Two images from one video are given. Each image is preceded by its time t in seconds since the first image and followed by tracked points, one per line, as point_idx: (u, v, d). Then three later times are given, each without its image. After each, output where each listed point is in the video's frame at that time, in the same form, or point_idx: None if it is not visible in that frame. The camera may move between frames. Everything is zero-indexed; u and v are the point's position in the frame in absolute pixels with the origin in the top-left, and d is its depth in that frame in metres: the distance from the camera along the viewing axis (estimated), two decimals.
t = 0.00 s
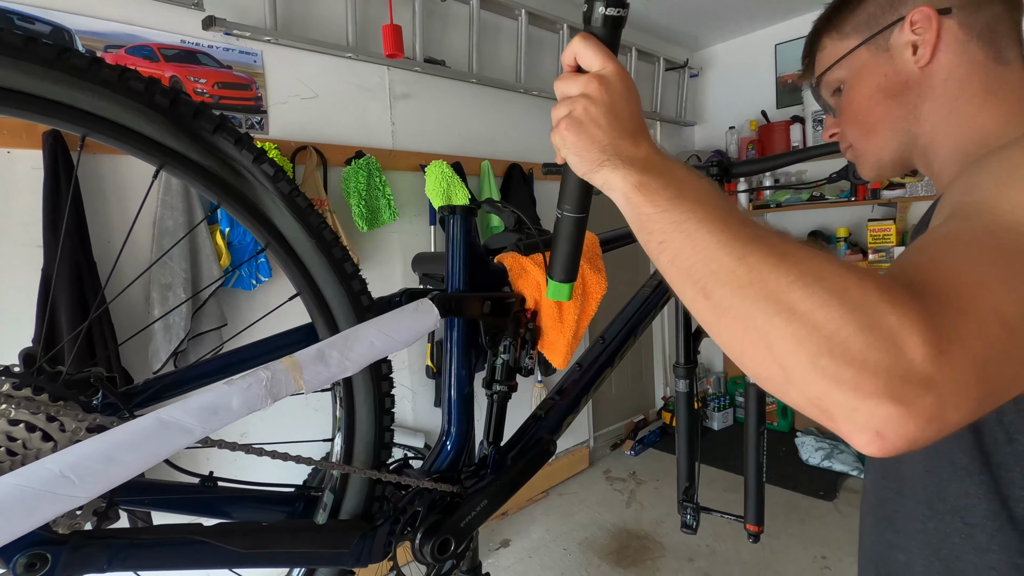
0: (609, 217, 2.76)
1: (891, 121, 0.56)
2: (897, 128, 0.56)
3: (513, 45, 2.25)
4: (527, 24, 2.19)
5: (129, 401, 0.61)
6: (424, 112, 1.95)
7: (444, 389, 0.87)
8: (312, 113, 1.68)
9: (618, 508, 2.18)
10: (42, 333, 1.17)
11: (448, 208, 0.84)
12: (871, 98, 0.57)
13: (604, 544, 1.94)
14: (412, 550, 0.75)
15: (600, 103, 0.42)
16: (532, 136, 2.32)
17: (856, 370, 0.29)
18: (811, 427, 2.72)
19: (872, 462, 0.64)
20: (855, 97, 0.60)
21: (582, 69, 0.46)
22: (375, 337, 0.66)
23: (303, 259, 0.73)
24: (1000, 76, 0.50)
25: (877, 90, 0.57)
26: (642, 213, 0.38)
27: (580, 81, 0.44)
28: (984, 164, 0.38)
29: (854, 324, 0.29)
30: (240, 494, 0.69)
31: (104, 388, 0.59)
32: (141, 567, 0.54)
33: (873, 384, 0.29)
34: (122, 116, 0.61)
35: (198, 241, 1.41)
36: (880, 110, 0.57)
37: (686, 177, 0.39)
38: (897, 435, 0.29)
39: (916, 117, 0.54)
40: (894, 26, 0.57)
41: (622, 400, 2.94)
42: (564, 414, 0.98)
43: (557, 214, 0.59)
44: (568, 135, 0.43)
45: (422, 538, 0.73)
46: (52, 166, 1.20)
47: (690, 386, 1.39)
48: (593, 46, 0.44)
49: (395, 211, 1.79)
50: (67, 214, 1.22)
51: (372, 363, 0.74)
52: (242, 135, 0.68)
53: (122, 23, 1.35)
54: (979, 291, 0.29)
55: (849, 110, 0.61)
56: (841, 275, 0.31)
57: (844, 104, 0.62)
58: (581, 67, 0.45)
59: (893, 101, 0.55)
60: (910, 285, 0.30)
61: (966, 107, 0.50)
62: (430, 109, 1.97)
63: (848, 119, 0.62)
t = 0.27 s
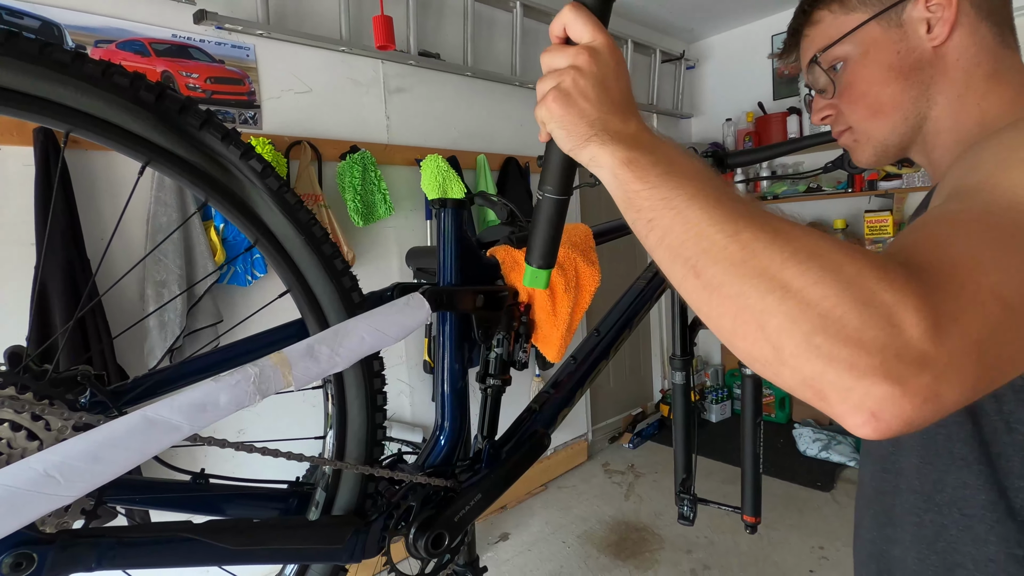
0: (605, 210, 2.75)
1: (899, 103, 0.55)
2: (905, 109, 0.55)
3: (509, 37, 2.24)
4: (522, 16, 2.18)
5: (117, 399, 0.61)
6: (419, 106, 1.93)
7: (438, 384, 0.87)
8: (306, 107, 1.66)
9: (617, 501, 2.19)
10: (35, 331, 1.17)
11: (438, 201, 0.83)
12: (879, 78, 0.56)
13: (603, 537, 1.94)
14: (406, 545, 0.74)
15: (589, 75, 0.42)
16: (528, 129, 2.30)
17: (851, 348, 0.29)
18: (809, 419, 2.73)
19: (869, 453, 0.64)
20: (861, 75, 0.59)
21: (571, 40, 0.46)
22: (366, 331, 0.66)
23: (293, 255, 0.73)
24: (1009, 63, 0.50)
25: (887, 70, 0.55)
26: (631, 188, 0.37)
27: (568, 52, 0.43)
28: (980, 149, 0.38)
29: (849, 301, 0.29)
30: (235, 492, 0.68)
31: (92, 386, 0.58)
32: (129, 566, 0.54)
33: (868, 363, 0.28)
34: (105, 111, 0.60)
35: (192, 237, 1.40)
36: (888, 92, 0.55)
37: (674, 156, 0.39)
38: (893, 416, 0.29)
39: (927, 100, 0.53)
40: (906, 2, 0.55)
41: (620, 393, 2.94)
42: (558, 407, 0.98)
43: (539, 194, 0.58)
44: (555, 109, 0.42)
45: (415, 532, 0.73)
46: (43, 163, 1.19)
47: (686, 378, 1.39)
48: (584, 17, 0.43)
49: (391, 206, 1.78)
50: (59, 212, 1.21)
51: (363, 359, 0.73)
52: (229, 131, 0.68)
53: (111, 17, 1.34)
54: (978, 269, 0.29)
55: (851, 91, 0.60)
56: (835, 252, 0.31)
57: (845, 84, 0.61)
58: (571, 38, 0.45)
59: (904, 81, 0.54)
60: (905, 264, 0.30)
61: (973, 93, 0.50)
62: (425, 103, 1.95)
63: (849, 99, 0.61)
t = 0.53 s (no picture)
0: (607, 207, 2.75)
1: (898, 97, 0.54)
2: (903, 103, 0.54)
3: (512, 32, 2.23)
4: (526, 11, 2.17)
5: (116, 387, 0.60)
6: (421, 100, 1.93)
7: (437, 378, 0.87)
8: (308, 100, 1.66)
9: (615, 498, 2.19)
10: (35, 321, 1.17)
11: (441, 195, 0.83)
12: (877, 72, 0.56)
13: (601, 533, 1.94)
14: (403, 538, 0.74)
15: (583, 49, 0.42)
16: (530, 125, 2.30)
17: (847, 334, 0.28)
18: (807, 418, 2.73)
19: (863, 452, 0.64)
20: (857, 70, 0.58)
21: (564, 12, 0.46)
22: (362, 320, 0.66)
23: (293, 244, 0.72)
24: (1010, 58, 0.50)
25: (885, 64, 0.55)
26: (622, 168, 0.38)
27: (559, 25, 0.43)
28: (983, 140, 0.38)
29: (845, 286, 0.29)
30: (235, 482, 0.68)
31: (91, 374, 0.58)
32: (126, 554, 0.54)
33: (863, 349, 0.28)
34: (105, 97, 0.60)
35: (193, 229, 1.39)
36: (886, 86, 0.55)
37: (669, 137, 0.39)
38: (887, 405, 0.28)
39: (925, 94, 0.53)
40: None
41: (620, 391, 2.94)
42: (557, 402, 0.98)
43: (523, 173, 0.63)
44: (546, 82, 0.42)
45: (413, 525, 0.72)
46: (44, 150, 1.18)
47: (685, 376, 1.39)
48: None
49: (392, 200, 1.78)
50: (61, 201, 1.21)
51: (363, 351, 0.73)
52: (228, 118, 0.68)
53: (113, 7, 1.33)
54: (977, 259, 0.29)
55: (847, 86, 0.60)
56: (831, 237, 0.31)
57: (841, 79, 0.61)
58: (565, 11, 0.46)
59: (904, 75, 0.54)
60: (903, 252, 0.30)
61: (973, 88, 0.50)
62: (427, 97, 1.95)
63: (845, 94, 0.60)
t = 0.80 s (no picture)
0: (610, 206, 2.74)
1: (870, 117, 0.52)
2: (882, 121, 0.51)
3: (516, 29, 2.22)
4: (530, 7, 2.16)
5: (111, 382, 0.61)
6: (424, 96, 1.93)
7: (433, 374, 0.87)
8: (311, 95, 1.65)
9: (614, 495, 2.19)
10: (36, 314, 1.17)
11: (437, 191, 0.83)
12: (850, 96, 0.55)
13: (599, 530, 1.95)
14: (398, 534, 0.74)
15: None
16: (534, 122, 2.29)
17: (816, 299, 0.29)
18: (809, 418, 2.72)
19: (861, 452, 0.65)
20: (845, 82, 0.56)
21: None
22: (348, 332, 0.65)
23: (287, 242, 0.72)
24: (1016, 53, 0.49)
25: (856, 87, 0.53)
26: (613, 113, 0.37)
27: None
28: (979, 138, 0.35)
29: (822, 252, 0.29)
30: (231, 478, 0.69)
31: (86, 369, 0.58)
32: (118, 548, 0.54)
33: (829, 314, 0.28)
34: (98, 94, 0.59)
35: (194, 224, 1.40)
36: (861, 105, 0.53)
37: (664, 85, 0.38)
38: (846, 373, 0.29)
39: (897, 110, 0.49)
40: None
41: (621, 389, 2.94)
42: (554, 399, 0.98)
43: (513, 116, 0.70)
44: (543, 16, 0.41)
45: (407, 522, 0.73)
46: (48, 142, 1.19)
47: (685, 374, 1.39)
48: None
49: (394, 196, 1.78)
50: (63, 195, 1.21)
51: (358, 347, 0.73)
52: (223, 116, 0.68)
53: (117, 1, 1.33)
54: (961, 240, 0.28)
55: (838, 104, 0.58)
56: (816, 199, 0.30)
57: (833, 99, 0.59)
58: None
59: (872, 97, 0.51)
60: (887, 223, 0.29)
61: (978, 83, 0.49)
62: (430, 93, 1.94)
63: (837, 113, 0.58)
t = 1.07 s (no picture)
0: (617, 204, 2.74)
1: (893, 111, 0.53)
2: (906, 116, 0.51)
3: (526, 25, 2.22)
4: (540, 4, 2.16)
5: (128, 369, 0.61)
6: (433, 92, 1.93)
7: (443, 368, 0.87)
8: (321, 90, 1.66)
9: (618, 494, 2.20)
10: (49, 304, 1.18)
11: (452, 185, 0.84)
12: (877, 91, 0.55)
13: (603, 528, 1.95)
14: (408, 525, 0.75)
15: None
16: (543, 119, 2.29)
17: (835, 276, 0.28)
18: (814, 420, 2.71)
19: (863, 449, 0.60)
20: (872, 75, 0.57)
21: None
22: (365, 322, 0.65)
23: (304, 231, 0.73)
24: None
25: (881, 82, 0.54)
26: (633, 79, 0.38)
27: None
28: (1000, 128, 0.34)
29: (844, 228, 0.29)
30: (246, 466, 0.69)
31: (105, 355, 0.59)
32: (136, 533, 0.55)
33: (847, 295, 0.28)
34: (121, 81, 0.60)
35: (205, 216, 1.41)
36: (886, 101, 0.54)
37: (688, 55, 0.38)
38: (858, 353, 0.29)
39: (920, 104, 0.49)
40: None
41: (625, 388, 2.94)
42: (563, 395, 0.98)
43: (528, 87, 0.73)
44: None
45: (418, 513, 0.73)
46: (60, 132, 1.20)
47: (692, 373, 1.39)
48: None
49: (402, 191, 1.79)
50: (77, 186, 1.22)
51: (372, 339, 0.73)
52: (243, 105, 0.68)
53: None
54: (984, 222, 0.28)
55: (865, 100, 0.58)
56: (840, 174, 0.31)
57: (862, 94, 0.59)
58: None
59: (897, 91, 0.52)
60: (913, 204, 0.29)
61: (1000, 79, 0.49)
62: (439, 89, 1.94)
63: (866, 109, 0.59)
